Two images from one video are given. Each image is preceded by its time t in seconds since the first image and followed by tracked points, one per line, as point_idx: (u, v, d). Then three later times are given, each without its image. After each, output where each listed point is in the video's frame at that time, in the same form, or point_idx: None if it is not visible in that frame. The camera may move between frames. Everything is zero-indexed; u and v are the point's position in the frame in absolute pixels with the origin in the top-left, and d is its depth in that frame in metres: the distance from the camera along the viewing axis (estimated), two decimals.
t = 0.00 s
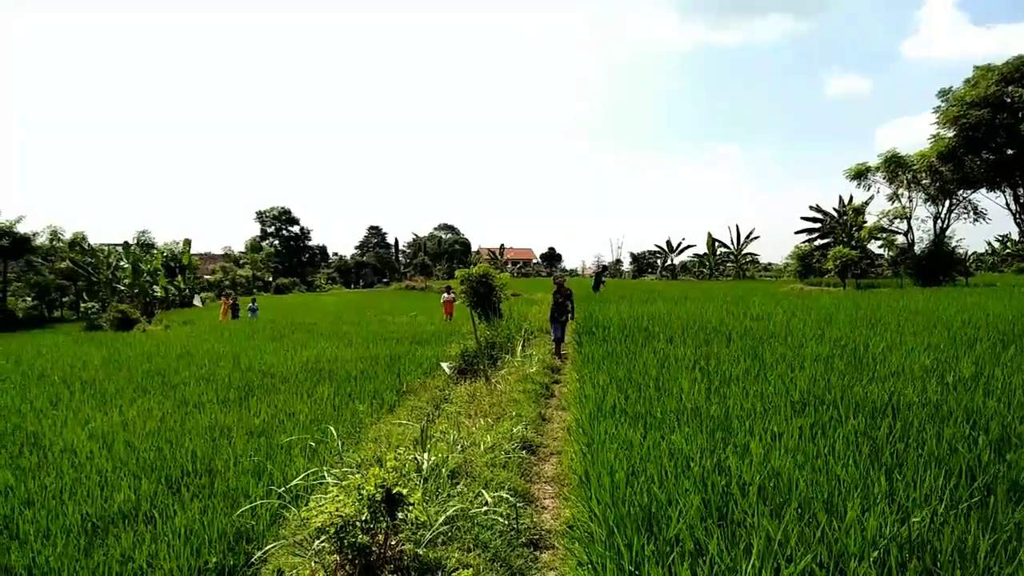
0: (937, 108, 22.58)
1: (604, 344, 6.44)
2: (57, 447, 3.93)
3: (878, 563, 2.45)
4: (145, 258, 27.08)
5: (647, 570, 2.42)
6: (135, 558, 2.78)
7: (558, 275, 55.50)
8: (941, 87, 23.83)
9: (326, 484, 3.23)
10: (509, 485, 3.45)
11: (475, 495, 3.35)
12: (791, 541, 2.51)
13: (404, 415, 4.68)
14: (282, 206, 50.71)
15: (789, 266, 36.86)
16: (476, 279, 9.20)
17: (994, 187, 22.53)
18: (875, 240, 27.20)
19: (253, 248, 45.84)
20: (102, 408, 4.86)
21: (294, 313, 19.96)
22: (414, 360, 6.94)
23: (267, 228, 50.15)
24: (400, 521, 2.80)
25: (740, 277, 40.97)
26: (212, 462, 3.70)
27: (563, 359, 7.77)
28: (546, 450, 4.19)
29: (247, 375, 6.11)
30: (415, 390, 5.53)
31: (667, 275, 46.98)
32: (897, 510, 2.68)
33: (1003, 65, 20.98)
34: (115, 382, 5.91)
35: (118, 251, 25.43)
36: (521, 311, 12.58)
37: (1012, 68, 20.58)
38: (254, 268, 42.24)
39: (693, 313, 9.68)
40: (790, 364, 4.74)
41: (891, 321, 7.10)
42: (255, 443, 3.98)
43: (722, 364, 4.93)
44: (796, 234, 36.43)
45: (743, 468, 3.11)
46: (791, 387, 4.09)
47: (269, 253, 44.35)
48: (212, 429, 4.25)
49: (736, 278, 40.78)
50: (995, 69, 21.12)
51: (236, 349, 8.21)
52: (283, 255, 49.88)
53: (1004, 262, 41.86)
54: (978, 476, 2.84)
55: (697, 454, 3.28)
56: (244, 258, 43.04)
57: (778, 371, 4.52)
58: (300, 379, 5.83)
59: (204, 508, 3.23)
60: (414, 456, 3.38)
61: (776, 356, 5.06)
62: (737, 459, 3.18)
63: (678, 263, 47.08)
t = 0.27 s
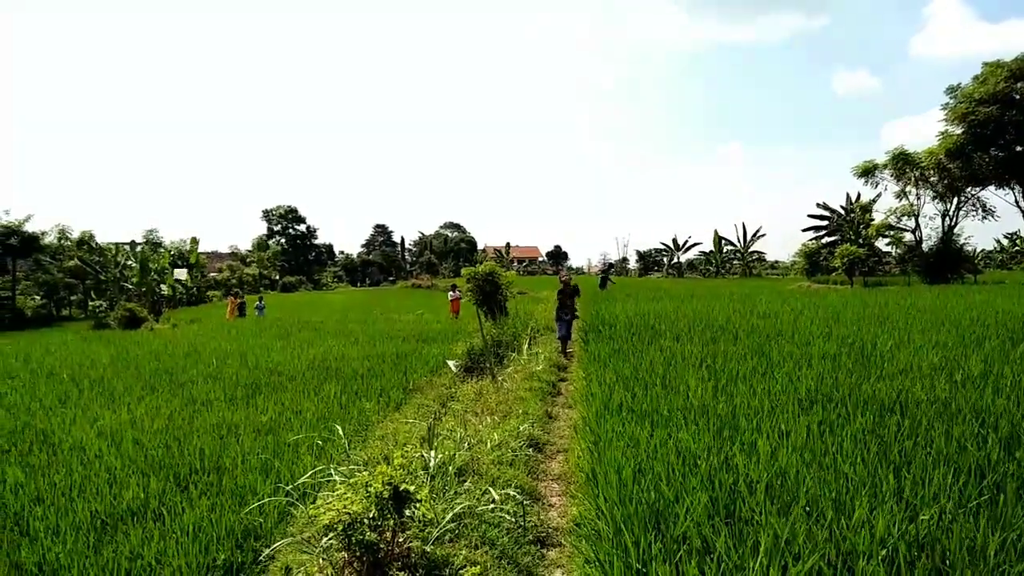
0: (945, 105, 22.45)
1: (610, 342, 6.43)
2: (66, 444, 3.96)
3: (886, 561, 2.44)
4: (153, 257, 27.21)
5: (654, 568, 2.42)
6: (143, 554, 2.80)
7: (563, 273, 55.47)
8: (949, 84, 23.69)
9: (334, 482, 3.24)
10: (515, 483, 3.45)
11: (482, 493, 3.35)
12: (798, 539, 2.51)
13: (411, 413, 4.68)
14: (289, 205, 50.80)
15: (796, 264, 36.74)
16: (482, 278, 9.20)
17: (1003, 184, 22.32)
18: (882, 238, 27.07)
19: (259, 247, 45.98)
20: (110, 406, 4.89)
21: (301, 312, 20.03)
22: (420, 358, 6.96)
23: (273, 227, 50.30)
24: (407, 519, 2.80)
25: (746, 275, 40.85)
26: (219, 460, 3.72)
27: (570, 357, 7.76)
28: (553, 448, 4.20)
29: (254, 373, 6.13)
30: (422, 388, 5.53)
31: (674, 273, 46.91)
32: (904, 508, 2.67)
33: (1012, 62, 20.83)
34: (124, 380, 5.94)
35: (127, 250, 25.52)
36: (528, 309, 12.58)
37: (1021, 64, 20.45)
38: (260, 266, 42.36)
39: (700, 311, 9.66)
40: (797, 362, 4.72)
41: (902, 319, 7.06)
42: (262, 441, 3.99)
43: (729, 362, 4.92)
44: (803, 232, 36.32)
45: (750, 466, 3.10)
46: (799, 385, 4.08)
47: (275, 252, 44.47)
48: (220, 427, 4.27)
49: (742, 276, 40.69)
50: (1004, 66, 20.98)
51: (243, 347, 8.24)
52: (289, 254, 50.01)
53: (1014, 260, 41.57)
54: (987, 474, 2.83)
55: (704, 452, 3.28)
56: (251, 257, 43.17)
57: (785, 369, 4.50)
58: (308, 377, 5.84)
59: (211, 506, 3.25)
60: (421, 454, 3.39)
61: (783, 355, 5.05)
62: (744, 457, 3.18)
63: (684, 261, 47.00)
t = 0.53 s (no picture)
0: (952, 105, 22.38)
1: (615, 342, 6.42)
2: (73, 443, 3.98)
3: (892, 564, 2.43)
4: (159, 256, 27.28)
5: (660, 568, 2.42)
6: (149, 553, 2.81)
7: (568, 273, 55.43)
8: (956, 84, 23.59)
9: (339, 481, 3.25)
10: (520, 483, 3.45)
11: (487, 493, 3.36)
12: (804, 539, 2.51)
13: (415, 413, 4.68)
14: (294, 205, 50.88)
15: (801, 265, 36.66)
16: (487, 277, 9.21)
17: (1010, 185, 22.24)
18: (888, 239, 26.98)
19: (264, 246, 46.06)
20: (116, 405, 4.91)
21: (306, 311, 20.06)
22: (424, 357, 6.97)
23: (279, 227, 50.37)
24: (412, 518, 2.81)
25: (751, 276, 40.75)
26: (225, 459, 3.73)
27: (574, 358, 7.76)
28: (558, 449, 4.20)
29: (259, 372, 6.14)
30: (426, 388, 5.54)
31: (679, 274, 46.85)
32: (911, 509, 2.66)
33: (1019, 62, 20.72)
34: (129, 379, 5.95)
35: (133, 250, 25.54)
36: (533, 309, 12.58)
37: None
38: (265, 266, 42.44)
39: (705, 312, 9.65)
40: (802, 363, 4.71)
41: (910, 320, 7.04)
42: (267, 441, 4.00)
43: (734, 363, 4.91)
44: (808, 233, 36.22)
45: (755, 467, 3.10)
46: (804, 386, 4.07)
47: (280, 252, 44.53)
48: (225, 426, 4.28)
49: (747, 276, 40.62)
50: (1011, 66, 20.90)
51: (249, 347, 8.26)
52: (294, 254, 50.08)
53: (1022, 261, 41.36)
54: (994, 477, 2.81)
55: (709, 453, 3.27)
56: (256, 256, 43.26)
57: (791, 370, 4.49)
58: (312, 376, 5.85)
59: (217, 505, 3.25)
60: (426, 454, 3.40)
61: (788, 356, 5.04)
62: (750, 458, 3.17)
63: (689, 261, 46.94)
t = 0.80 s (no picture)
0: (964, 104, 22.24)
1: (624, 343, 6.41)
2: (84, 441, 4.00)
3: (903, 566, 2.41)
4: (170, 256, 27.43)
5: (669, 569, 2.41)
6: (160, 552, 2.82)
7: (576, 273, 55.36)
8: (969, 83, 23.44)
9: (348, 481, 3.26)
10: (529, 484, 3.45)
11: (496, 493, 3.36)
12: (814, 541, 2.49)
13: (424, 412, 4.70)
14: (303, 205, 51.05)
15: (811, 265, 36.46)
16: (495, 278, 9.21)
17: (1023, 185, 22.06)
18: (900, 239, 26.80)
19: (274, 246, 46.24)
20: (127, 404, 4.94)
21: (316, 311, 20.14)
22: (433, 357, 6.98)
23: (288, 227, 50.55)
24: (422, 518, 2.81)
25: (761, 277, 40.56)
26: (235, 459, 3.75)
27: (583, 358, 7.76)
28: (566, 449, 4.20)
29: (269, 372, 6.17)
30: (435, 388, 5.54)
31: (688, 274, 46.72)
32: (923, 511, 2.64)
33: None
34: (140, 378, 5.99)
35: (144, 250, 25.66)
36: (541, 310, 12.57)
37: None
38: (275, 266, 42.62)
39: (715, 312, 9.62)
40: (812, 364, 4.69)
41: (924, 322, 6.98)
42: (277, 440, 4.02)
43: (743, 364, 4.90)
44: (818, 233, 36.02)
45: (765, 469, 3.09)
46: (814, 387, 4.06)
47: (290, 252, 44.68)
48: (235, 425, 4.30)
49: (756, 277, 40.45)
50: None
51: (259, 346, 8.30)
52: (303, 254, 50.24)
53: None
54: (1007, 480, 2.79)
55: (718, 454, 3.26)
56: (266, 256, 43.43)
57: (801, 371, 4.47)
58: (321, 376, 5.86)
59: (227, 504, 3.27)
60: (435, 453, 3.40)
61: (798, 356, 5.02)
62: (759, 459, 3.16)
63: (698, 262, 46.78)
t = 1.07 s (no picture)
0: (981, 104, 22.04)
1: (637, 344, 6.39)
2: (99, 442, 4.04)
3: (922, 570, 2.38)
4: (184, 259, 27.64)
5: (684, 571, 2.40)
6: (174, 552, 2.83)
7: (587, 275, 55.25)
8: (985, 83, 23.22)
9: (361, 482, 3.27)
10: (542, 485, 3.45)
11: (509, 494, 3.35)
12: (830, 544, 2.47)
13: (437, 414, 4.71)
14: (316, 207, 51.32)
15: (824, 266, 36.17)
16: (507, 279, 9.21)
17: None
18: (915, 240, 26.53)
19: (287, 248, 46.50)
20: (143, 405, 4.99)
21: (328, 313, 20.22)
22: (445, 359, 7.00)
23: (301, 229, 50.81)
24: (434, 519, 2.81)
25: (773, 278, 40.28)
26: (249, 459, 3.77)
27: (595, 360, 7.73)
28: (579, 451, 4.18)
29: (282, 373, 6.21)
30: (447, 389, 5.56)
31: (700, 276, 46.51)
32: (941, 514, 2.61)
33: None
34: (155, 380, 6.05)
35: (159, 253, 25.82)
36: (553, 312, 12.54)
37: None
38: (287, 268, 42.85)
39: (728, 313, 9.57)
40: (826, 365, 4.66)
41: (943, 322, 6.90)
42: (290, 441, 4.04)
43: (757, 365, 4.87)
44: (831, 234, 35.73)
45: (780, 471, 3.06)
46: (829, 389, 4.02)
47: (303, 254, 44.89)
48: (248, 426, 4.33)
49: (769, 279, 40.19)
50: None
51: (273, 348, 8.34)
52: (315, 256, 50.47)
53: None
54: None
55: (732, 456, 3.24)
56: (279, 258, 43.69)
57: (815, 373, 4.44)
58: (333, 378, 5.89)
59: (240, 505, 3.28)
60: (447, 455, 3.41)
61: (812, 358, 4.98)
62: (773, 461, 3.14)
63: (710, 264, 46.55)
